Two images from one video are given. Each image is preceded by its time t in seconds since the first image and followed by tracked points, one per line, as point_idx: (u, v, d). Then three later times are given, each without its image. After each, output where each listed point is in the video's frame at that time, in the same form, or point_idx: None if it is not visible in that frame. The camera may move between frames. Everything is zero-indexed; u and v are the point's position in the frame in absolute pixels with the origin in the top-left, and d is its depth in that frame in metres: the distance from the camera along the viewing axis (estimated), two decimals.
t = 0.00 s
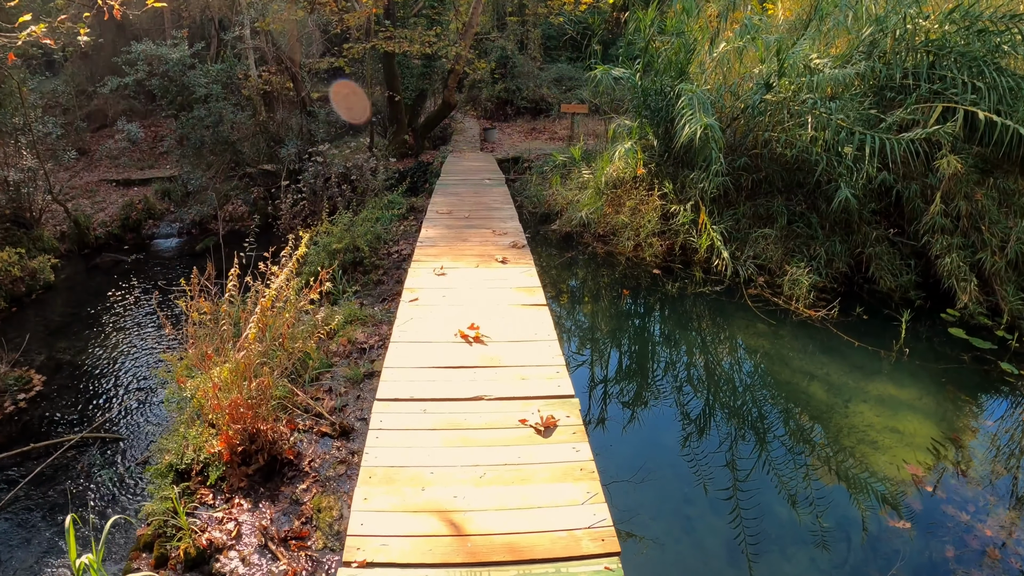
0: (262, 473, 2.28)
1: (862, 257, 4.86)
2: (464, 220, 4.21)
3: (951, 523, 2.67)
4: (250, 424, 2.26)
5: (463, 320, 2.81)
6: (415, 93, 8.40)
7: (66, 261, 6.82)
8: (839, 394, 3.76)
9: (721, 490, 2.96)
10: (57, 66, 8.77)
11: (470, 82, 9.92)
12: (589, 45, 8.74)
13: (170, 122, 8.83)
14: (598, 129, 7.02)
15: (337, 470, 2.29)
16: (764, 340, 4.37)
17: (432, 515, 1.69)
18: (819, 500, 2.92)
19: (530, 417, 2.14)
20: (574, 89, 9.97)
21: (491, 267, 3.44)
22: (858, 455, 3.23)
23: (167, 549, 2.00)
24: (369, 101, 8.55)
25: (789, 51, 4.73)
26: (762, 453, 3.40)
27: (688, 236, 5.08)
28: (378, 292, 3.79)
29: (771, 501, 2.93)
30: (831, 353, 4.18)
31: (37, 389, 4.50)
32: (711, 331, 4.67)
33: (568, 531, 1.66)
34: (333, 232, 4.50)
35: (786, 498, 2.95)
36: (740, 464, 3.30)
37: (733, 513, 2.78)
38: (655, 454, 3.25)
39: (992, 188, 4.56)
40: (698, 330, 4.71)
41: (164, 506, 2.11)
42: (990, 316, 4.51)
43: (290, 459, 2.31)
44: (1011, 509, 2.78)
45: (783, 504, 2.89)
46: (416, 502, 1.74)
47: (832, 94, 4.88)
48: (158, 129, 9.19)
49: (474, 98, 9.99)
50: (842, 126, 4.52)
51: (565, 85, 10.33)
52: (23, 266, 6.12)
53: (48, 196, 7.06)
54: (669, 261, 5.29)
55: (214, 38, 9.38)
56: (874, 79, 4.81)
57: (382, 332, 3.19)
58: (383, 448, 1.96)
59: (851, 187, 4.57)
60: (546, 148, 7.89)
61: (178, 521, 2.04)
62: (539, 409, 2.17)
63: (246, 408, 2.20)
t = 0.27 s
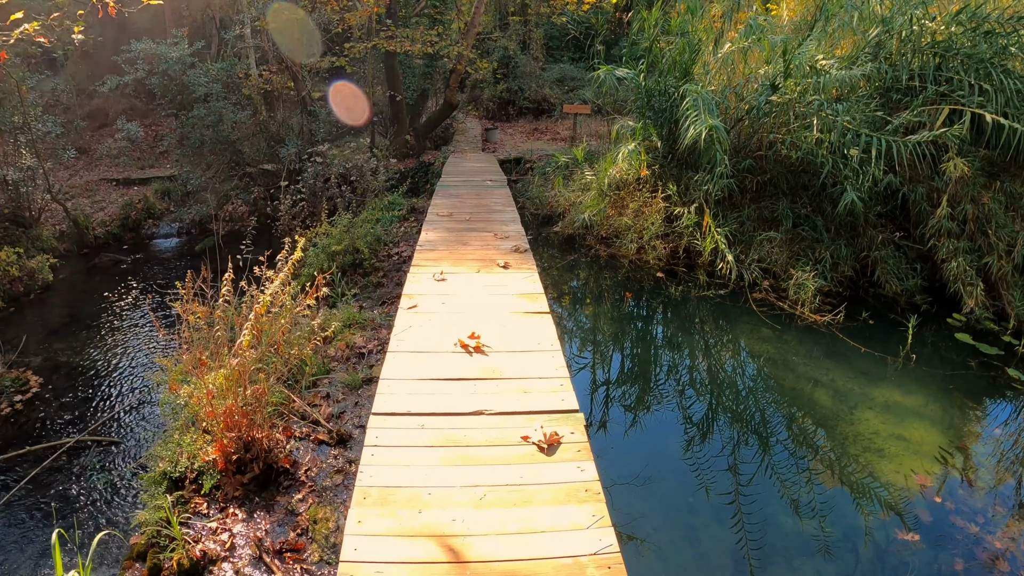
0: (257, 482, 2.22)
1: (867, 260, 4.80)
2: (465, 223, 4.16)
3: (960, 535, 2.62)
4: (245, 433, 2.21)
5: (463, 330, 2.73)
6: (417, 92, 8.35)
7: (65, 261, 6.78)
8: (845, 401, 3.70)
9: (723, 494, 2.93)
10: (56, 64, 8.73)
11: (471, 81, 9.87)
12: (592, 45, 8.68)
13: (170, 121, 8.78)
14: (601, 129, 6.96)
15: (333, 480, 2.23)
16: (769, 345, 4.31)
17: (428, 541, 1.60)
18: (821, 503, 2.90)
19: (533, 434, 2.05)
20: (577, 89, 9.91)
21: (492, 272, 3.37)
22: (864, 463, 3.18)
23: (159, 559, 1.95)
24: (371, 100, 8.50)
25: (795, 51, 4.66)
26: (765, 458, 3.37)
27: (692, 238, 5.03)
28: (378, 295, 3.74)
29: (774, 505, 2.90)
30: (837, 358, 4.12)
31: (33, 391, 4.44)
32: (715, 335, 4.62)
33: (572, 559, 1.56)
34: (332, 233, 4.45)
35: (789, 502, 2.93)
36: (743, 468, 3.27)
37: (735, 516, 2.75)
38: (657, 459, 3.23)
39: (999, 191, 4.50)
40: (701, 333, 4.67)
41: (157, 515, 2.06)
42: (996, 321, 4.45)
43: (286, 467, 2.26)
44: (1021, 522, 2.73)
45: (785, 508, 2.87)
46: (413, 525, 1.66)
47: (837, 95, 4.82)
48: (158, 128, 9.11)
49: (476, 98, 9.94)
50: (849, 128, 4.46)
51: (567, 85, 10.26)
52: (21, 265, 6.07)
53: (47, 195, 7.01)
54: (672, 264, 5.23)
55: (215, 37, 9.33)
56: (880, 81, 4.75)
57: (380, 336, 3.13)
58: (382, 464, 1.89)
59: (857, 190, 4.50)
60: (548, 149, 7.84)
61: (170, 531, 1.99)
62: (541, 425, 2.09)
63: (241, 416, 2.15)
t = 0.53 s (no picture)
0: (251, 494, 2.17)
1: (872, 264, 4.74)
2: (465, 227, 4.11)
3: (968, 548, 2.56)
4: (239, 443, 2.16)
5: (461, 340, 2.65)
6: (417, 93, 8.30)
7: (63, 261, 6.72)
8: (850, 408, 3.65)
9: (725, 499, 2.91)
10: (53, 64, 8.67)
11: (472, 82, 9.82)
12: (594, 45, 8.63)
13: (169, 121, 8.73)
14: (603, 131, 6.90)
15: (329, 492, 2.18)
16: (772, 350, 4.26)
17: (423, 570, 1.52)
18: (823, 508, 2.88)
19: (534, 457, 1.95)
20: (578, 91, 9.87)
21: (492, 279, 3.30)
22: (870, 472, 3.12)
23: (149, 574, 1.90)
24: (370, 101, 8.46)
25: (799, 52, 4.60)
26: (767, 463, 3.34)
27: (695, 241, 4.97)
28: (376, 299, 3.68)
29: (776, 511, 2.87)
30: (842, 364, 4.07)
31: (28, 395, 4.39)
32: (718, 340, 4.56)
33: None
34: (331, 236, 4.40)
35: (791, 507, 2.90)
36: (745, 472, 3.24)
37: (737, 522, 2.73)
38: (659, 463, 3.20)
39: (1005, 194, 4.44)
40: (703, 336, 4.63)
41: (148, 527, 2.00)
42: (1002, 326, 4.40)
43: (280, 478, 2.21)
44: None
45: (787, 514, 2.85)
46: (408, 553, 1.57)
47: (841, 97, 4.76)
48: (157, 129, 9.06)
49: (476, 98, 9.89)
50: (854, 129, 4.40)
51: (568, 85, 10.18)
52: (18, 266, 6.02)
53: (45, 195, 6.96)
54: (674, 267, 5.18)
55: (214, 36, 9.27)
56: (885, 82, 4.69)
57: (378, 342, 3.08)
58: (378, 482, 1.83)
59: (862, 193, 4.45)
60: (549, 150, 7.78)
61: (162, 544, 1.94)
62: (542, 445, 2.00)
63: (234, 426, 2.10)
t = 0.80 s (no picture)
0: (244, 507, 2.12)
1: (877, 269, 4.69)
2: (464, 233, 4.06)
3: (978, 562, 2.52)
4: (231, 457, 2.11)
5: (459, 355, 2.54)
6: (417, 94, 8.25)
7: (61, 264, 6.68)
8: (854, 416, 3.59)
9: (727, 504, 2.90)
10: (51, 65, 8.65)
11: (472, 83, 9.76)
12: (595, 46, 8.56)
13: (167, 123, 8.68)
14: (604, 133, 6.86)
15: (323, 506, 2.12)
16: (775, 357, 4.21)
17: None
18: (826, 514, 2.86)
19: (535, 482, 1.83)
20: (578, 92, 9.81)
21: (491, 287, 3.21)
22: (875, 482, 3.08)
23: None
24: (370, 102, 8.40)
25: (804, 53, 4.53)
26: (770, 468, 3.31)
27: (698, 246, 4.92)
28: (374, 304, 3.63)
29: (778, 518, 2.85)
30: (846, 371, 4.01)
31: (24, 400, 4.33)
32: (718, 341, 4.58)
33: None
34: (329, 239, 4.34)
35: (794, 513, 2.88)
36: (747, 477, 3.22)
37: (739, 528, 2.72)
38: (660, 470, 3.17)
39: (1012, 198, 4.37)
40: (704, 340, 4.60)
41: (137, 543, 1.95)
42: (1008, 331, 4.34)
43: (274, 492, 2.16)
44: None
45: (790, 519, 2.84)
46: None
47: (845, 99, 4.70)
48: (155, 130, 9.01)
49: (476, 99, 9.83)
50: (858, 132, 4.34)
51: (569, 86, 10.23)
52: (15, 269, 5.97)
53: (43, 197, 6.92)
54: (677, 272, 5.12)
55: (213, 37, 9.23)
56: (889, 84, 4.62)
57: (375, 349, 3.03)
58: (376, 499, 1.75)
59: (867, 196, 4.39)
60: (549, 152, 7.73)
61: (152, 561, 1.89)
62: (542, 471, 1.87)
63: (226, 438, 2.05)
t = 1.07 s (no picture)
0: (238, 522, 2.07)
1: (881, 274, 4.64)
2: (464, 239, 4.01)
3: None
4: (225, 470, 2.06)
5: (457, 371, 2.48)
6: (417, 96, 8.20)
7: (59, 266, 6.63)
8: (859, 425, 3.55)
9: (728, 510, 2.89)
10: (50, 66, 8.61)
11: (473, 84, 9.70)
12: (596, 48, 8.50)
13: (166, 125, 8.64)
14: (605, 136, 6.81)
15: (319, 520, 2.08)
16: (779, 362, 4.16)
17: None
18: (828, 519, 2.86)
19: (536, 510, 1.77)
20: (579, 94, 9.76)
21: (490, 298, 3.16)
22: (880, 493, 3.03)
23: None
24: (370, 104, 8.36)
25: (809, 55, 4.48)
26: (772, 474, 3.30)
27: (701, 250, 4.87)
28: (373, 309, 3.60)
29: (781, 525, 2.83)
30: (851, 378, 3.96)
31: (20, 405, 4.28)
32: (719, 344, 4.55)
33: None
34: (327, 244, 4.29)
35: (796, 519, 2.88)
36: (749, 483, 3.21)
37: (741, 533, 2.72)
38: (662, 477, 3.15)
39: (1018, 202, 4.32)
40: (707, 345, 4.56)
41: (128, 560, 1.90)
42: (1014, 337, 4.29)
43: (269, 506, 2.11)
44: None
45: (792, 525, 2.83)
46: None
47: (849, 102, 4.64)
48: (154, 132, 8.97)
49: (477, 101, 9.78)
50: (863, 135, 4.28)
51: (570, 88, 10.24)
52: (12, 272, 5.92)
53: (40, 199, 6.87)
54: (679, 276, 5.07)
55: (212, 38, 9.19)
56: (893, 87, 4.56)
57: (373, 357, 2.99)
58: (370, 525, 1.71)
59: (872, 201, 4.33)
60: (551, 154, 7.67)
61: None
62: (543, 499, 1.81)
63: (219, 451, 2.00)
